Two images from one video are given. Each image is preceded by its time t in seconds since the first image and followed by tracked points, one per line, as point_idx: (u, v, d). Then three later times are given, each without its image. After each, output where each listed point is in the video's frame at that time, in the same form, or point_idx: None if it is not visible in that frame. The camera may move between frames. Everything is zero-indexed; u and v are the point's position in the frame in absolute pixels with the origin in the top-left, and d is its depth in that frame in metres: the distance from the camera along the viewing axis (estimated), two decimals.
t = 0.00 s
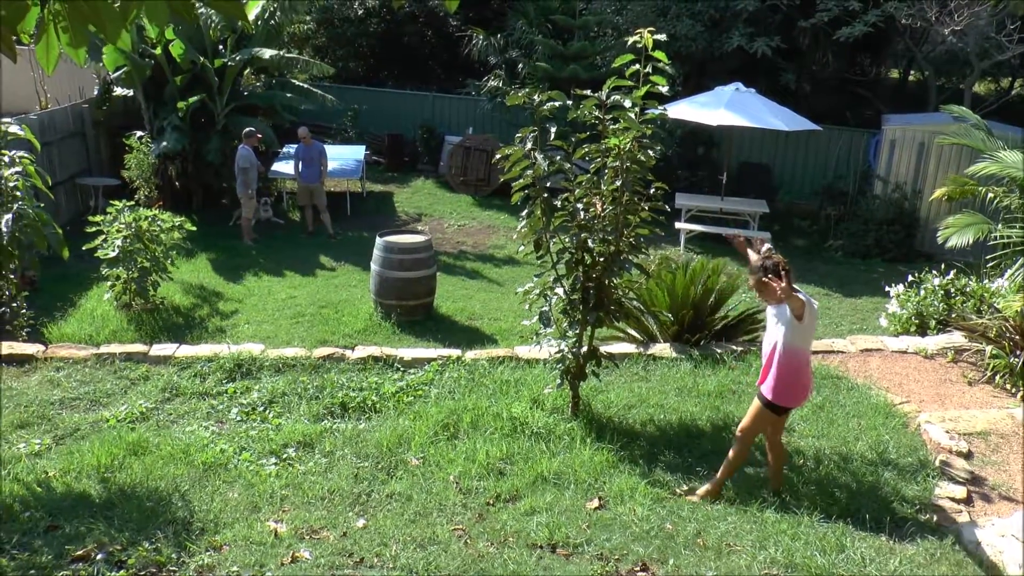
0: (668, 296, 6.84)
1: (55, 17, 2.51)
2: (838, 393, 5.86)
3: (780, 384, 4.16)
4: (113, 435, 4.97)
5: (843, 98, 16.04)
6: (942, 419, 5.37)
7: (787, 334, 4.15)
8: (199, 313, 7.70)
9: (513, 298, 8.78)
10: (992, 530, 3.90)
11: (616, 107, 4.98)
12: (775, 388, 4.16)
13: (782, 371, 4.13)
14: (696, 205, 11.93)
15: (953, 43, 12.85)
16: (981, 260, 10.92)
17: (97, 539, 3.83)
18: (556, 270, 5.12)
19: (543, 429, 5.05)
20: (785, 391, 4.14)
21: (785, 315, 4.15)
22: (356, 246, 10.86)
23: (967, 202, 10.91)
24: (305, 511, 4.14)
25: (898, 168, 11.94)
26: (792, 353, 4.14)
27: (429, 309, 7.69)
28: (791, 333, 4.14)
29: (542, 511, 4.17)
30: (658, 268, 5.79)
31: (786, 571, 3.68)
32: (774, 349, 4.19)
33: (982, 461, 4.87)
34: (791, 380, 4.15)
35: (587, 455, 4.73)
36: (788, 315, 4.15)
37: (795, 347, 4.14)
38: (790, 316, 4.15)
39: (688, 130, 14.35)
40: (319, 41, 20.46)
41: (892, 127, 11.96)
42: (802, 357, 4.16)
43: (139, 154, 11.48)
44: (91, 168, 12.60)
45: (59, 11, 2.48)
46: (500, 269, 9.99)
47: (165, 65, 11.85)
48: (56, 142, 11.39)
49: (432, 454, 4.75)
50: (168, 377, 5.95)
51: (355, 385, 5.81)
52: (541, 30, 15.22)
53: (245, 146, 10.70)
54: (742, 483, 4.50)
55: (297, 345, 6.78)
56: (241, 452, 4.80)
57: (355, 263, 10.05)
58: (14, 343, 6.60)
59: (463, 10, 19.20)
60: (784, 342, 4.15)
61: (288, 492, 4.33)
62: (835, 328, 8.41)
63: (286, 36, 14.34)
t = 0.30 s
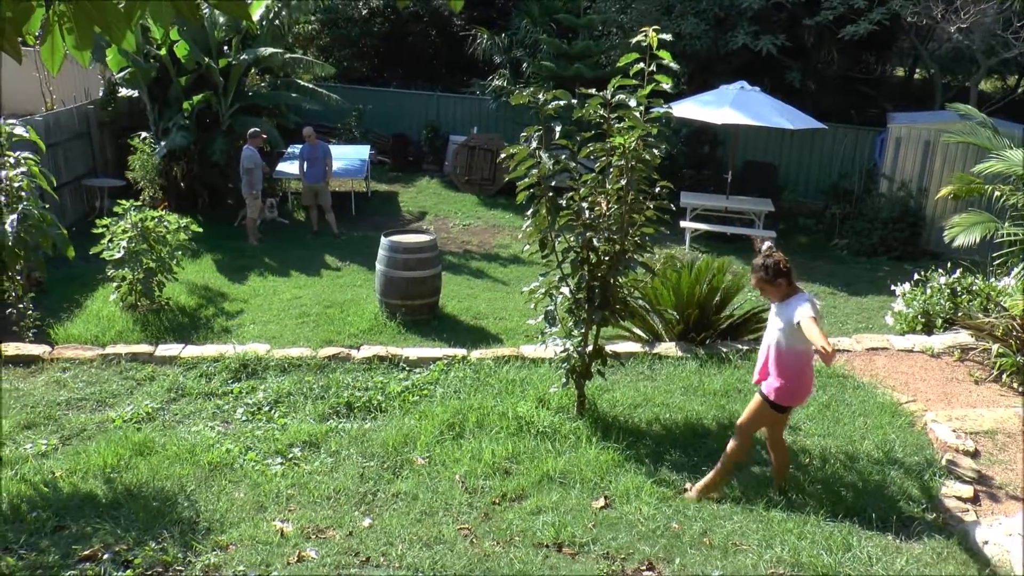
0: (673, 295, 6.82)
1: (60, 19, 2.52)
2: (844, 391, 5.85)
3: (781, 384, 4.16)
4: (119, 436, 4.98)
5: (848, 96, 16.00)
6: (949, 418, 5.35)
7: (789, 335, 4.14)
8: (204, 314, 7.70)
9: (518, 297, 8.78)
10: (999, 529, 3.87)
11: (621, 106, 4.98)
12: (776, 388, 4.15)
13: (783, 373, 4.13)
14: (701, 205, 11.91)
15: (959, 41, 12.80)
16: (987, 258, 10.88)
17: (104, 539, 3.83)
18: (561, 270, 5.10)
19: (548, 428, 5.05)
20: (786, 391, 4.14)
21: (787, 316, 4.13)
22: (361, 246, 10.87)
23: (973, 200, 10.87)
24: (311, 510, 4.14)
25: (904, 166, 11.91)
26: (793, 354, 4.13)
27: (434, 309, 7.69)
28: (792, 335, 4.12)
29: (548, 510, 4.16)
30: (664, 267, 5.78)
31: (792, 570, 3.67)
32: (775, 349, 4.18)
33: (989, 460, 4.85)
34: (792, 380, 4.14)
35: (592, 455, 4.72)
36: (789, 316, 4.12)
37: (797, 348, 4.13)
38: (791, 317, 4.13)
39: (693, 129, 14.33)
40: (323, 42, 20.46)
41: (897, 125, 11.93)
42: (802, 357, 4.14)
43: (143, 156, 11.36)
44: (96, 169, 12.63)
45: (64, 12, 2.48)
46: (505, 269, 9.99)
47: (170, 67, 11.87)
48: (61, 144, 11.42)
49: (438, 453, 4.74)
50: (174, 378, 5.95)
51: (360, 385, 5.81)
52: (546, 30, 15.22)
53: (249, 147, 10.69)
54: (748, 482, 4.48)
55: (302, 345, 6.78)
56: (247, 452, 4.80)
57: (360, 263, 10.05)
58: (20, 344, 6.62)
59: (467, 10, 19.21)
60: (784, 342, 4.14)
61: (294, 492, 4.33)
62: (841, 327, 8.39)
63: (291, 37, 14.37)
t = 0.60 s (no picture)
0: (678, 292, 6.81)
1: (67, 21, 2.52)
2: (850, 389, 5.83)
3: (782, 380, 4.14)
4: (125, 435, 4.99)
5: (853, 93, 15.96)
6: (956, 415, 5.33)
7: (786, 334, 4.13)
8: (210, 314, 7.71)
9: (524, 296, 8.78)
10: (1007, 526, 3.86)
11: (626, 103, 4.97)
12: (777, 387, 4.13)
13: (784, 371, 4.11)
14: (707, 202, 11.90)
15: (964, 37, 12.76)
16: (994, 255, 10.84)
17: (111, 539, 3.84)
18: (567, 268, 5.10)
19: (555, 426, 5.05)
20: (789, 389, 4.12)
21: (782, 315, 4.13)
22: (367, 245, 10.88)
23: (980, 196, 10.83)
24: (317, 509, 4.14)
25: (909, 163, 11.88)
26: (792, 352, 4.12)
27: (440, 308, 7.69)
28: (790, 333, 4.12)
29: (556, 509, 4.16)
30: (670, 264, 5.78)
31: (799, 568, 3.67)
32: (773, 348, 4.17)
33: (997, 456, 4.82)
34: (793, 378, 4.13)
35: (599, 453, 4.71)
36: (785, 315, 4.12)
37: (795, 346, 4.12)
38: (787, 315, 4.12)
39: (697, 127, 14.30)
40: (327, 41, 20.47)
41: (902, 122, 11.89)
42: (802, 355, 4.14)
43: (147, 156, 11.37)
44: (102, 170, 12.66)
45: (71, 14, 2.50)
46: (510, 268, 9.98)
47: (175, 67, 11.88)
48: (66, 145, 11.44)
49: (444, 452, 4.75)
50: (181, 377, 5.96)
51: (366, 384, 5.81)
52: (550, 28, 15.23)
53: (255, 147, 10.70)
54: (755, 480, 4.48)
55: (308, 344, 6.79)
56: (254, 451, 4.81)
57: (366, 262, 10.05)
58: (27, 344, 6.63)
59: (471, 9, 19.20)
60: (782, 342, 4.13)
61: (301, 491, 4.33)
62: (847, 324, 8.36)
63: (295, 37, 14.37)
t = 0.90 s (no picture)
0: (684, 292, 6.81)
1: (77, 23, 2.54)
2: (857, 388, 5.82)
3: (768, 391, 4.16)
4: (133, 436, 5.00)
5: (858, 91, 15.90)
6: (963, 414, 5.32)
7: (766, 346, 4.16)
8: (216, 314, 7.72)
9: (530, 296, 8.77)
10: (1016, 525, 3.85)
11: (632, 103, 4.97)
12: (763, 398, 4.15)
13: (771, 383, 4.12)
14: (712, 201, 11.89)
15: (969, 34, 12.73)
16: (1000, 252, 10.80)
17: (119, 539, 3.85)
18: (573, 268, 5.10)
19: (561, 426, 5.05)
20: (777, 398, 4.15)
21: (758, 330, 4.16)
22: (372, 245, 10.89)
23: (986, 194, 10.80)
24: (324, 510, 4.15)
25: (915, 161, 11.85)
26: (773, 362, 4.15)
27: (445, 308, 7.69)
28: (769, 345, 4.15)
29: (562, 509, 4.16)
30: (675, 263, 5.78)
31: (807, 568, 3.66)
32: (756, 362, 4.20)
33: (1005, 455, 4.81)
34: (781, 387, 4.16)
35: (606, 453, 4.71)
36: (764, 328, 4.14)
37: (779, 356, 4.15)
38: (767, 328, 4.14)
39: (702, 126, 14.29)
40: (332, 41, 20.50)
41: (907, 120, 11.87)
42: (788, 363, 4.16)
43: (155, 156, 11.27)
44: (107, 171, 12.68)
45: (80, 16, 2.51)
46: (516, 267, 9.98)
47: (180, 68, 11.90)
48: (72, 146, 11.47)
49: (451, 452, 4.75)
50: (187, 378, 5.97)
51: (372, 384, 5.82)
52: (555, 27, 15.24)
53: (260, 147, 10.71)
54: (762, 479, 4.47)
55: (314, 344, 6.80)
56: (260, 451, 4.82)
57: (371, 262, 10.06)
58: (35, 345, 6.65)
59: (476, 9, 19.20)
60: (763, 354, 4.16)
61: (308, 491, 4.34)
62: (853, 323, 8.35)
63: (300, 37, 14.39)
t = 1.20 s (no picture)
0: (690, 292, 6.80)
1: (85, 24, 2.54)
2: (863, 387, 5.81)
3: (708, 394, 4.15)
4: (139, 436, 5.01)
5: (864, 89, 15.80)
6: (970, 413, 5.31)
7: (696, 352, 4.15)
8: (222, 314, 7.73)
9: (535, 295, 8.78)
10: None
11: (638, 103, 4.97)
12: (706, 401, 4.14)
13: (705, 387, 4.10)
14: (717, 201, 11.88)
15: (976, 32, 12.68)
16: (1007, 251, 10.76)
17: (126, 540, 3.86)
18: (579, 268, 5.10)
19: (567, 427, 5.05)
20: (720, 398, 4.12)
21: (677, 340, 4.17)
22: (378, 245, 10.90)
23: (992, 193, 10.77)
24: (331, 510, 4.16)
25: (921, 160, 11.83)
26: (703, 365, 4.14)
27: (451, 308, 7.70)
28: (695, 349, 4.13)
29: (569, 509, 4.16)
30: (681, 264, 5.78)
31: (814, 568, 3.65)
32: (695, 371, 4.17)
33: (1012, 455, 4.80)
34: (722, 386, 4.14)
35: (612, 453, 4.71)
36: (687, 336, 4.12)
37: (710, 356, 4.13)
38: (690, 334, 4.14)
39: (708, 125, 14.28)
40: (338, 42, 20.53)
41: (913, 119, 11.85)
42: (717, 362, 4.14)
43: (161, 156, 11.29)
44: (113, 172, 12.71)
45: (87, 17, 2.50)
46: (521, 267, 9.98)
47: (186, 69, 11.92)
48: (79, 147, 11.50)
49: (457, 452, 4.75)
50: (194, 378, 5.98)
51: (378, 384, 5.82)
52: (560, 27, 15.25)
53: (266, 148, 10.73)
54: (768, 479, 4.47)
55: (320, 344, 6.80)
56: (267, 452, 4.83)
57: (377, 262, 10.08)
58: (42, 346, 6.67)
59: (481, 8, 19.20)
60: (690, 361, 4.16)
61: (314, 492, 4.34)
62: (859, 323, 8.34)
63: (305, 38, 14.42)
